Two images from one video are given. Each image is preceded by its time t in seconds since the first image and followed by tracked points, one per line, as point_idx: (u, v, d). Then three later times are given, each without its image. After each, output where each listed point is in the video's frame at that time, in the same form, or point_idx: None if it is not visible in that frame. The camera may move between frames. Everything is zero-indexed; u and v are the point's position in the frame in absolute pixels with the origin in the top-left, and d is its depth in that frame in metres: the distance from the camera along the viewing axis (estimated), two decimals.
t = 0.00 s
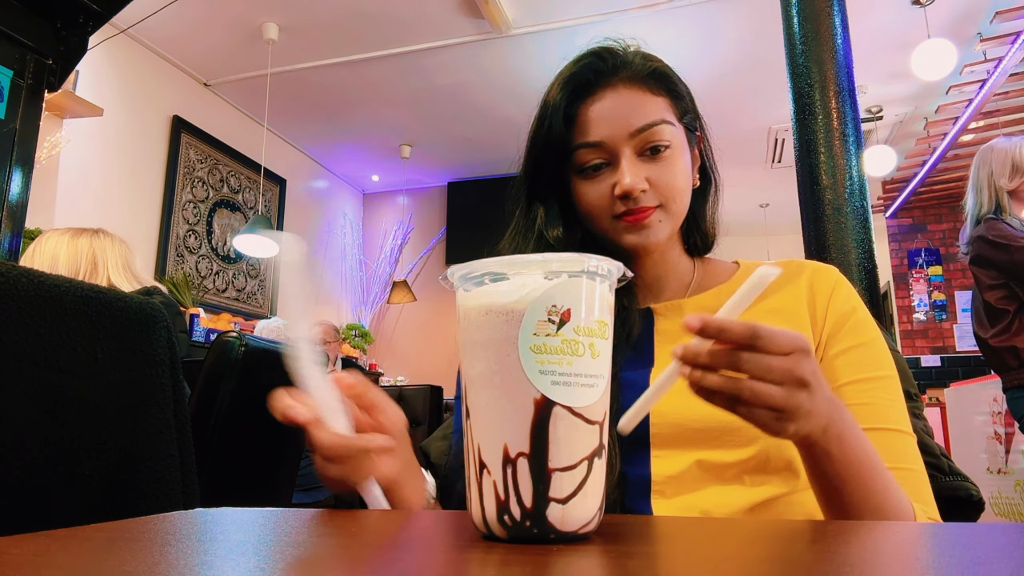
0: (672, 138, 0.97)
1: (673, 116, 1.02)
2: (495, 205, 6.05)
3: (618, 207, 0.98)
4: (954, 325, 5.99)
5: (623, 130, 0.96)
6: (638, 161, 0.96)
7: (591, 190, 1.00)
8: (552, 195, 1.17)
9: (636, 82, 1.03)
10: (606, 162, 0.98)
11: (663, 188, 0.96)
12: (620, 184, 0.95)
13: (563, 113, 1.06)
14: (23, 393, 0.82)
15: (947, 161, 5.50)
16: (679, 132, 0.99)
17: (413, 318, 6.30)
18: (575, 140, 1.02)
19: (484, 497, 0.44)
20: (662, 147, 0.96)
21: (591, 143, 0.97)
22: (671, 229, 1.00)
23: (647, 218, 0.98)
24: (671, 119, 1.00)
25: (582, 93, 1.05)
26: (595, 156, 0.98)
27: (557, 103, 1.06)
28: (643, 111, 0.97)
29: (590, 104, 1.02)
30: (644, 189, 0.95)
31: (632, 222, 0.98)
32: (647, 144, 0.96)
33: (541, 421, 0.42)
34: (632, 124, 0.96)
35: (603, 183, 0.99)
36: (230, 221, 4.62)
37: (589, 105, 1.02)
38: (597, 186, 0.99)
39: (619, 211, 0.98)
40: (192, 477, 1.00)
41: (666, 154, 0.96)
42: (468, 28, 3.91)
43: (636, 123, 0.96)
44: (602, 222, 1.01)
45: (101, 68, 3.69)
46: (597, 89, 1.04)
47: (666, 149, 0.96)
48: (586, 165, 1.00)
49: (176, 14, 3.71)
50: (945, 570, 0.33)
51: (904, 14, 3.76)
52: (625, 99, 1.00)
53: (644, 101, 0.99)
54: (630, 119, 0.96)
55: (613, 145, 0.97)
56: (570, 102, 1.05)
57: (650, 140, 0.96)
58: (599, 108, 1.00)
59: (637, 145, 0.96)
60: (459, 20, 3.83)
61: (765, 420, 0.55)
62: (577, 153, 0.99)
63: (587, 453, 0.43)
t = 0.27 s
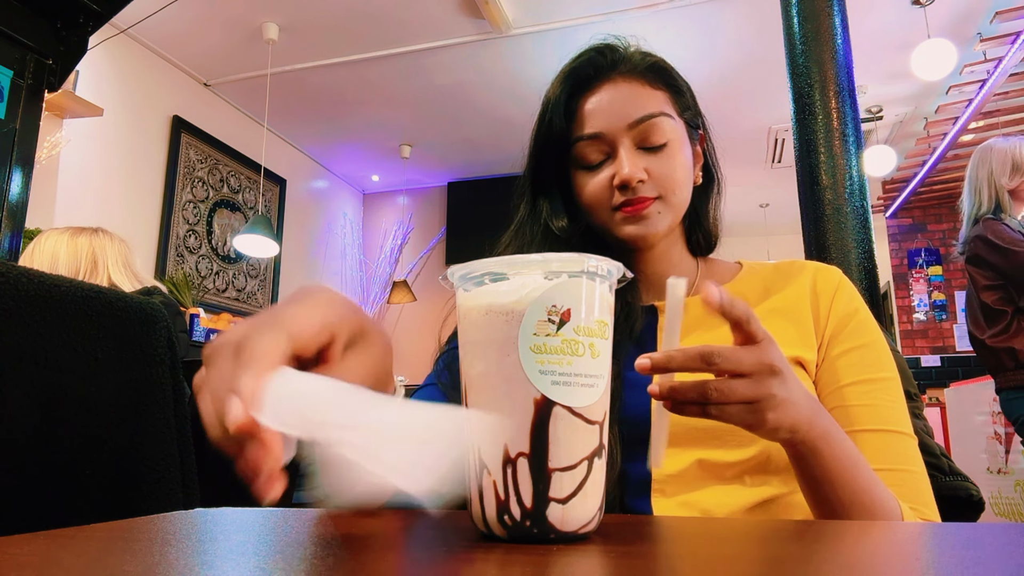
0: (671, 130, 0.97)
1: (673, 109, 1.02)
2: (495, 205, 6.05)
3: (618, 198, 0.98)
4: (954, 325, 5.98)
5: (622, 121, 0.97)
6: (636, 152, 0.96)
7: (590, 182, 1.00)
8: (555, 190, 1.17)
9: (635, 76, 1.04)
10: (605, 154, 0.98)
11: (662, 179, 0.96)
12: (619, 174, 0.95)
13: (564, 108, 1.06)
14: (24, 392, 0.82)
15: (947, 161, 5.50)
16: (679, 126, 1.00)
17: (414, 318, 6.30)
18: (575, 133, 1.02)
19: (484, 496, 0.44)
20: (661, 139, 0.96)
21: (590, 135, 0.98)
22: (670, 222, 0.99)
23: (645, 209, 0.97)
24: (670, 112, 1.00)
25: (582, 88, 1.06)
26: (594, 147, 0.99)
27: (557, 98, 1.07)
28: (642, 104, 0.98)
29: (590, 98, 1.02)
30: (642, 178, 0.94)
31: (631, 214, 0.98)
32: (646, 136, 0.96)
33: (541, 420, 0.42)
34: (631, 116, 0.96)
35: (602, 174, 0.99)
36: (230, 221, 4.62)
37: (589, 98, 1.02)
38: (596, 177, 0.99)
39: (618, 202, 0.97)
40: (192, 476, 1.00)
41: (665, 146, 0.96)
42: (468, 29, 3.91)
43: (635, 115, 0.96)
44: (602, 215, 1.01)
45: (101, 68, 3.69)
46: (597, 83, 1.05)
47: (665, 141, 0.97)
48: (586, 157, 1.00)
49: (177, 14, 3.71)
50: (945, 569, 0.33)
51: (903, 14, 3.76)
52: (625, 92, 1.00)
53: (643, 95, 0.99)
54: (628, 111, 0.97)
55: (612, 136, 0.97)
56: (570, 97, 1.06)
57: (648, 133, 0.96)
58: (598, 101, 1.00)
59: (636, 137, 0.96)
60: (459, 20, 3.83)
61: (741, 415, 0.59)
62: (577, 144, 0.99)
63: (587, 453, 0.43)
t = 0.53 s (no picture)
0: (672, 131, 0.97)
1: (674, 111, 1.02)
2: (495, 205, 6.05)
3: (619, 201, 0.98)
4: (954, 325, 5.99)
5: (623, 123, 0.97)
6: (638, 154, 0.96)
7: (591, 183, 1.00)
8: (556, 190, 1.18)
9: (636, 77, 1.04)
10: (607, 156, 0.99)
11: (664, 181, 0.96)
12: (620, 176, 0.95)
13: (564, 108, 1.06)
14: (24, 392, 0.82)
15: (947, 161, 5.50)
16: (680, 127, 1.00)
17: (414, 318, 6.30)
18: (576, 134, 1.02)
19: (484, 497, 0.44)
20: (662, 140, 0.96)
21: (591, 137, 0.98)
22: (672, 224, 1.00)
23: (646, 211, 0.97)
24: (671, 113, 1.00)
25: (583, 88, 1.05)
26: (595, 149, 0.99)
27: (558, 99, 1.07)
28: (643, 106, 0.98)
29: (591, 99, 1.02)
30: (644, 181, 0.95)
31: (632, 216, 0.98)
32: (647, 137, 0.96)
33: (541, 420, 0.42)
34: (633, 117, 0.96)
35: (603, 176, 0.99)
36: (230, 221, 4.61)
37: (591, 99, 1.02)
38: (597, 179, 0.99)
39: (620, 204, 0.97)
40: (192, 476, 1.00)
41: (666, 148, 0.97)
42: (468, 29, 3.91)
43: (636, 117, 0.96)
44: (603, 216, 1.01)
45: (101, 68, 3.69)
46: (598, 84, 1.05)
47: (666, 143, 0.97)
48: (587, 159, 1.00)
49: (177, 14, 3.71)
50: (945, 569, 0.33)
51: (903, 14, 3.76)
52: (626, 93, 1.00)
53: (645, 97, 0.99)
54: (630, 113, 0.97)
55: (613, 138, 0.97)
56: (571, 98, 1.06)
57: (650, 134, 0.96)
58: (599, 103, 1.00)
59: (637, 139, 0.97)
60: (459, 20, 3.83)
61: (728, 418, 0.59)
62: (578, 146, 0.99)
63: (587, 452, 0.43)
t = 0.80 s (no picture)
0: (665, 129, 0.97)
1: (666, 110, 1.02)
2: (495, 205, 6.04)
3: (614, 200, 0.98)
4: (954, 325, 5.99)
5: (615, 123, 0.97)
6: (631, 153, 0.96)
7: (586, 184, 1.00)
8: (551, 193, 1.18)
9: (627, 78, 1.04)
10: (600, 156, 0.98)
11: (658, 179, 0.96)
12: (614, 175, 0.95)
13: (557, 112, 1.07)
14: (23, 392, 0.82)
15: (947, 161, 5.50)
16: (673, 126, 1.00)
17: (413, 318, 6.30)
18: (569, 136, 1.02)
19: (485, 498, 0.44)
20: (655, 138, 0.96)
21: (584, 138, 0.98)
22: (668, 222, 0.99)
23: (641, 209, 0.97)
24: (663, 112, 1.00)
25: (575, 91, 1.06)
26: (588, 149, 0.99)
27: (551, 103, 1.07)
28: (634, 106, 0.98)
29: (583, 101, 1.02)
30: (637, 179, 0.95)
31: (626, 215, 0.98)
32: (640, 136, 0.96)
33: (541, 420, 0.42)
34: (624, 117, 0.97)
35: (597, 176, 0.99)
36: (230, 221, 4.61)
37: (583, 101, 1.02)
38: (591, 179, 0.99)
39: (614, 203, 0.97)
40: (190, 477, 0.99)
41: (660, 146, 0.97)
42: (468, 29, 3.91)
43: (627, 116, 0.96)
44: (598, 216, 1.01)
45: (101, 68, 3.69)
46: (590, 86, 1.05)
47: (659, 141, 0.97)
48: (581, 160, 1.00)
49: (177, 14, 3.71)
50: (945, 570, 0.33)
51: (903, 15, 3.76)
52: (617, 93, 1.00)
53: (636, 96, 1.00)
54: (622, 112, 0.97)
55: (606, 138, 0.97)
56: (564, 101, 1.06)
57: (642, 133, 0.96)
58: (590, 104, 1.01)
59: (630, 137, 0.97)
60: (459, 20, 3.83)
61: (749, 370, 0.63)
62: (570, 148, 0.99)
63: (587, 453, 0.43)
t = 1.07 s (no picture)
0: (674, 133, 0.96)
1: (677, 112, 1.01)
2: (495, 205, 6.04)
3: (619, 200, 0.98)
4: (954, 325, 5.99)
5: (624, 124, 0.96)
6: (638, 154, 0.96)
7: (592, 182, 1.00)
8: (557, 189, 1.18)
9: (639, 77, 1.03)
10: (608, 155, 0.98)
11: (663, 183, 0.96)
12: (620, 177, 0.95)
13: (567, 107, 1.07)
14: (21, 393, 0.82)
15: (947, 161, 5.50)
16: (682, 128, 0.99)
17: (413, 318, 6.30)
18: (578, 133, 1.02)
19: (485, 498, 0.44)
20: (664, 141, 0.96)
21: (593, 136, 0.97)
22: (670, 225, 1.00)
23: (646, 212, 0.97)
24: (674, 114, 0.99)
25: (586, 88, 1.06)
26: (596, 148, 0.98)
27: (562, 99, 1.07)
28: (645, 107, 0.97)
29: (594, 98, 1.02)
30: (643, 181, 0.95)
31: (631, 216, 0.98)
32: (648, 138, 0.96)
33: (541, 421, 0.42)
34: (634, 118, 0.96)
35: (604, 175, 0.99)
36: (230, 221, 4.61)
37: (594, 98, 1.02)
38: (597, 179, 1.00)
39: (619, 204, 0.98)
40: (192, 476, 0.99)
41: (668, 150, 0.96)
42: (468, 28, 3.91)
43: (637, 117, 0.96)
44: (603, 215, 1.01)
45: (101, 68, 3.69)
46: (601, 84, 1.05)
47: (668, 144, 0.96)
48: (588, 158, 1.00)
49: (177, 14, 3.71)
50: (945, 570, 0.33)
51: (903, 14, 3.76)
52: (629, 93, 1.00)
53: (647, 97, 0.99)
54: (632, 113, 0.96)
55: (615, 138, 0.97)
56: (575, 98, 1.06)
57: (651, 135, 0.96)
58: (601, 103, 1.00)
59: (638, 139, 0.96)
60: (459, 20, 3.83)
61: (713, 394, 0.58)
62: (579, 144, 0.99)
63: (587, 453, 0.43)
